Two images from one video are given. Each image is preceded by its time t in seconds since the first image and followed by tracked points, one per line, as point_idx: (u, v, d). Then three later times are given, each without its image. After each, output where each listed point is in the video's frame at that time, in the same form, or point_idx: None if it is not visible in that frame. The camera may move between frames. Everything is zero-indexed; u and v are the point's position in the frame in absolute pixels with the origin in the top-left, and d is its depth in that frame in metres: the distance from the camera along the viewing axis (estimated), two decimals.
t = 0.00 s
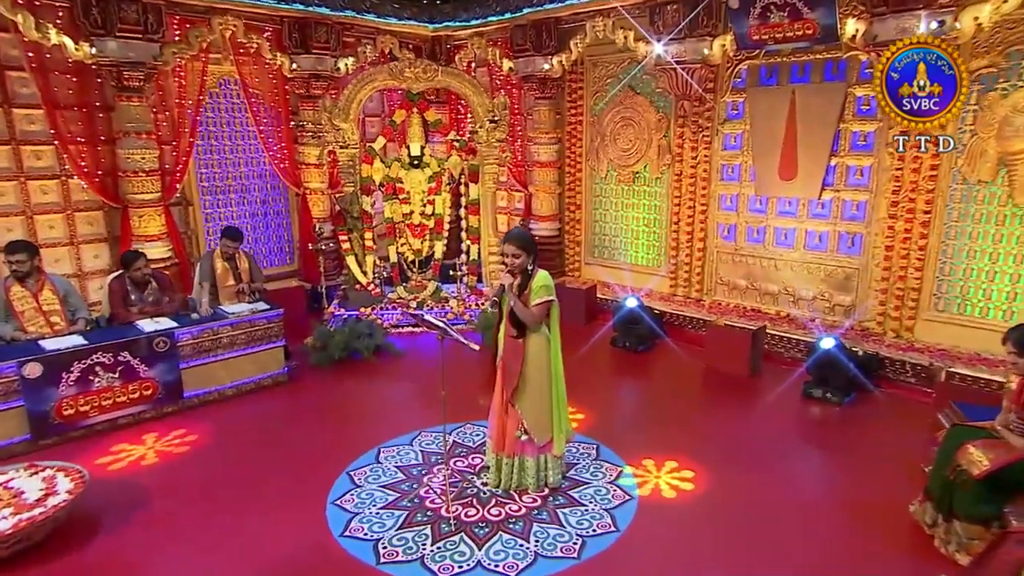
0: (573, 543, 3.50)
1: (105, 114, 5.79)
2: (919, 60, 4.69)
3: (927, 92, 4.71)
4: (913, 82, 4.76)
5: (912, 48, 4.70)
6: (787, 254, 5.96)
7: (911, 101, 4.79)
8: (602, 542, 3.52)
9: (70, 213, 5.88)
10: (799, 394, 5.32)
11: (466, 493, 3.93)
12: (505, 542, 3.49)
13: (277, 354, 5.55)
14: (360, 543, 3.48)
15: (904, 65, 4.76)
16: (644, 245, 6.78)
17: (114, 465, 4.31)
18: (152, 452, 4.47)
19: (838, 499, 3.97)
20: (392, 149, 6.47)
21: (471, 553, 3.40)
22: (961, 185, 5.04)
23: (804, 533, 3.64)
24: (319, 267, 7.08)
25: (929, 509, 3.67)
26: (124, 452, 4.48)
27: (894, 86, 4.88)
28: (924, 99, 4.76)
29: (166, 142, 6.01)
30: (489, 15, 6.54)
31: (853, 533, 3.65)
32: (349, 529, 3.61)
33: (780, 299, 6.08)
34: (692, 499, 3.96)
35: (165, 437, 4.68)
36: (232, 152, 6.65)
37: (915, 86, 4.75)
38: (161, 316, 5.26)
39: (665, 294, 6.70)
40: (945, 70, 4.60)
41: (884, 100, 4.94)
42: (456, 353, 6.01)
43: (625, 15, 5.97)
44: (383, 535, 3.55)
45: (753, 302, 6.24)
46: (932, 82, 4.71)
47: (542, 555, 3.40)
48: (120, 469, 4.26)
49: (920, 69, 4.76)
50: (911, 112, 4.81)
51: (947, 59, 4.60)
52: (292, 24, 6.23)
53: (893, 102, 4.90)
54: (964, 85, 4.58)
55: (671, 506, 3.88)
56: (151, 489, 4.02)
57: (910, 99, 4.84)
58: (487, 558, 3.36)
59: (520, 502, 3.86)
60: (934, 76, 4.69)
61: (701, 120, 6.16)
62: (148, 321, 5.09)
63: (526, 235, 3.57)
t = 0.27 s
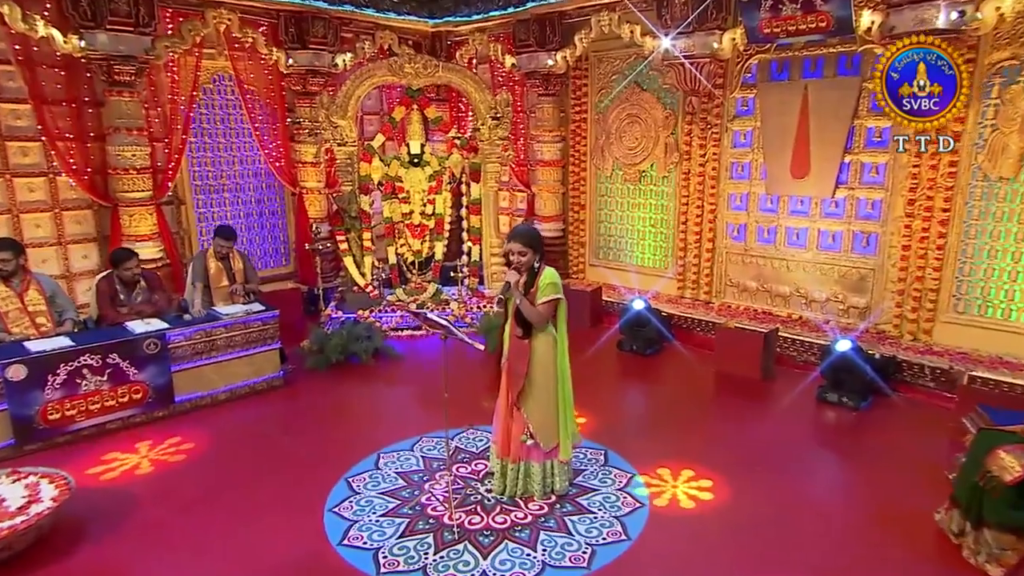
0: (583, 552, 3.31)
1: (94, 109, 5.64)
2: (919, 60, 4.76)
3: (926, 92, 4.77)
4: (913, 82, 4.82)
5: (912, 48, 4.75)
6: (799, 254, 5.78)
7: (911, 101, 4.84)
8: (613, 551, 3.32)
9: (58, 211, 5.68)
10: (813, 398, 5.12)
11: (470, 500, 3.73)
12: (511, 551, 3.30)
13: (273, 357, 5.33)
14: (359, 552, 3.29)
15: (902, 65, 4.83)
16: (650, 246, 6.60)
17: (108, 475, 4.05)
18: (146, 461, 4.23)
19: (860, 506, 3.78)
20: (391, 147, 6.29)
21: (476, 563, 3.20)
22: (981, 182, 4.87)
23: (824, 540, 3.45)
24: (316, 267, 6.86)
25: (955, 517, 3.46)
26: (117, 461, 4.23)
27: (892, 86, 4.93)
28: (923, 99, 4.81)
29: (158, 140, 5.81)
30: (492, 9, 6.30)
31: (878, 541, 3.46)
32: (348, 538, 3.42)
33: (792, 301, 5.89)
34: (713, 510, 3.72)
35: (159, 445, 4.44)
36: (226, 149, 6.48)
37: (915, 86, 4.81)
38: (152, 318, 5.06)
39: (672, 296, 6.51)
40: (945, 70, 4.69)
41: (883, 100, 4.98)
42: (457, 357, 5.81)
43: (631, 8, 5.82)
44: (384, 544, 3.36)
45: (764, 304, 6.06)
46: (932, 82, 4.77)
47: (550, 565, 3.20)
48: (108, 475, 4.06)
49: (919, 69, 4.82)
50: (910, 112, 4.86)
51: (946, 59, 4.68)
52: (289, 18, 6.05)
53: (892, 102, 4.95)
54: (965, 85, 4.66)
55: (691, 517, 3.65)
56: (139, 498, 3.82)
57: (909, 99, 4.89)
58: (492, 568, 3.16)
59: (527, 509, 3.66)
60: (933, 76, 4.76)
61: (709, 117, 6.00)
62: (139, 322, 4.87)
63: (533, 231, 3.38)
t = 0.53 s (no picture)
0: (593, 560, 3.15)
1: (87, 107, 5.45)
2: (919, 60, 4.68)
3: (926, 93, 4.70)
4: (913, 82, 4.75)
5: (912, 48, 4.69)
6: (810, 255, 5.62)
7: (911, 101, 4.77)
8: (624, 559, 3.16)
9: (50, 211, 5.53)
10: (827, 403, 4.96)
11: (474, 506, 3.56)
12: (518, 559, 3.13)
13: (271, 360, 5.17)
14: (359, 561, 3.13)
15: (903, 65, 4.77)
16: (657, 247, 6.46)
17: (103, 484, 3.86)
18: (145, 469, 4.04)
19: (882, 513, 3.61)
20: (392, 146, 6.15)
21: (481, 571, 3.04)
22: (1000, 180, 4.72)
23: (839, 547, 3.29)
24: (315, 267, 6.72)
25: (981, 526, 3.27)
26: (113, 468, 4.04)
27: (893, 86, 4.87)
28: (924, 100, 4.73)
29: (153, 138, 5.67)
30: (495, 5, 6.14)
31: (902, 549, 3.29)
32: (348, 545, 3.26)
33: (803, 304, 5.73)
34: (735, 520, 3.52)
35: (157, 452, 4.25)
36: (223, 149, 6.35)
37: (915, 86, 4.74)
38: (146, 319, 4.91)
39: (680, 299, 6.36)
40: (946, 70, 4.60)
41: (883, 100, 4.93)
42: (459, 360, 5.65)
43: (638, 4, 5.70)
44: (385, 551, 3.20)
45: (774, 307, 5.90)
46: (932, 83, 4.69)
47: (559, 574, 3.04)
48: (98, 481, 3.89)
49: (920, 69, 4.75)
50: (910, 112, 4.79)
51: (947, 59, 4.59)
52: (288, 15, 5.93)
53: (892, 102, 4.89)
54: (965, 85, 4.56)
55: (713, 529, 3.44)
56: (129, 504, 3.65)
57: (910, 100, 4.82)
58: None
59: (533, 516, 3.50)
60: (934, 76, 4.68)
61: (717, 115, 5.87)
62: (132, 324, 4.72)
63: (543, 228, 3.23)
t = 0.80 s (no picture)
0: (604, 571, 2.96)
1: (78, 102, 5.30)
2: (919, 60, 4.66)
3: (926, 92, 4.66)
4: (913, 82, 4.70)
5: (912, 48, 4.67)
6: (824, 256, 5.44)
7: (911, 101, 4.72)
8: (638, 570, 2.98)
9: (37, 210, 5.34)
10: (843, 408, 4.76)
11: (479, 514, 3.37)
12: (526, 570, 2.94)
13: (267, 364, 4.96)
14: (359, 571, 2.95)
15: (903, 66, 4.74)
16: (664, 249, 6.28)
17: (97, 496, 3.63)
18: (140, 479, 3.80)
19: (910, 522, 3.42)
20: (392, 144, 5.98)
21: None
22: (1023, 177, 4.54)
23: (868, 560, 3.10)
24: (312, 269, 6.47)
25: (1013, 537, 3.06)
26: (107, 480, 3.80)
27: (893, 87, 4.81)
28: (924, 100, 4.68)
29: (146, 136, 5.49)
30: None
31: (930, 561, 3.10)
32: (348, 554, 3.08)
33: (816, 307, 5.54)
34: (760, 534, 3.30)
35: (153, 462, 4.01)
36: (218, 147, 6.17)
37: (915, 85, 4.69)
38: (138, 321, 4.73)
39: (689, 302, 6.18)
40: (945, 70, 4.58)
41: (882, 100, 4.86)
42: (461, 364, 5.45)
43: None
44: (387, 561, 3.02)
45: (786, 310, 5.72)
46: (932, 83, 4.65)
47: None
48: (84, 490, 3.69)
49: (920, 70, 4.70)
50: (909, 112, 4.74)
51: (946, 59, 4.57)
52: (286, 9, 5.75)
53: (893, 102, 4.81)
54: (965, 85, 4.53)
55: (738, 543, 3.22)
56: (115, 514, 3.45)
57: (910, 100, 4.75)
58: None
59: (541, 523, 3.31)
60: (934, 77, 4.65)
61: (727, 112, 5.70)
62: (124, 325, 4.53)
63: (551, 225, 3.06)
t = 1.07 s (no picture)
0: None
1: (62, 98, 5.13)
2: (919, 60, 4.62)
3: (925, 92, 4.62)
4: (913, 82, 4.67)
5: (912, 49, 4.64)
6: (833, 257, 5.28)
7: (910, 101, 4.69)
8: None
9: (19, 210, 5.14)
10: (857, 413, 4.58)
11: (482, 523, 3.19)
12: None
13: (259, 369, 4.74)
14: None
15: (903, 66, 4.70)
16: (668, 250, 6.13)
17: (88, 509, 3.39)
18: (133, 492, 3.56)
19: (935, 531, 3.23)
20: (388, 142, 5.81)
21: None
22: None
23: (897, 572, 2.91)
24: (305, 271, 6.34)
25: None
26: (98, 492, 3.56)
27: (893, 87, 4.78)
28: (923, 100, 4.64)
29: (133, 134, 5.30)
30: None
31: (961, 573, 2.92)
32: (345, 565, 2.90)
33: (825, 310, 5.38)
34: (788, 548, 3.09)
35: (146, 473, 3.77)
36: (208, 146, 6.00)
37: (915, 86, 4.66)
38: (125, 324, 4.53)
39: (694, 305, 6.01)
40: (945, 70, 4.54)
41: (881, 100, 4.82)
42: (459, 369, 5.26)
43: None
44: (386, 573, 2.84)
45: (794, 313, 5.55)
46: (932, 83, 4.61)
47: None
48: (65, 500, 3.49)
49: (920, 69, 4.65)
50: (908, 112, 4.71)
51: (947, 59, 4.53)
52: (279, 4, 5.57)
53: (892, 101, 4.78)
54: (965, 86, 4.48)
55: (764, 558, 3.01)
56: (96, 525, 3.25)
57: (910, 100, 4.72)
58: None
59: (546, 532, 3.12)
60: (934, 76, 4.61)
61: (733, 111, 5.55)
62: (110, 328, 4.33)
63: (555, 221, 2.86)
